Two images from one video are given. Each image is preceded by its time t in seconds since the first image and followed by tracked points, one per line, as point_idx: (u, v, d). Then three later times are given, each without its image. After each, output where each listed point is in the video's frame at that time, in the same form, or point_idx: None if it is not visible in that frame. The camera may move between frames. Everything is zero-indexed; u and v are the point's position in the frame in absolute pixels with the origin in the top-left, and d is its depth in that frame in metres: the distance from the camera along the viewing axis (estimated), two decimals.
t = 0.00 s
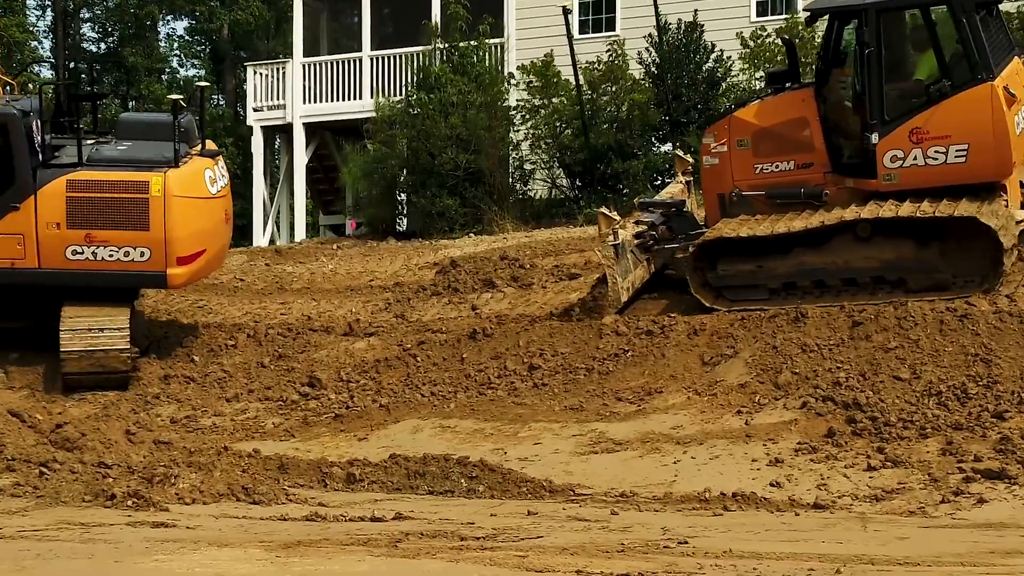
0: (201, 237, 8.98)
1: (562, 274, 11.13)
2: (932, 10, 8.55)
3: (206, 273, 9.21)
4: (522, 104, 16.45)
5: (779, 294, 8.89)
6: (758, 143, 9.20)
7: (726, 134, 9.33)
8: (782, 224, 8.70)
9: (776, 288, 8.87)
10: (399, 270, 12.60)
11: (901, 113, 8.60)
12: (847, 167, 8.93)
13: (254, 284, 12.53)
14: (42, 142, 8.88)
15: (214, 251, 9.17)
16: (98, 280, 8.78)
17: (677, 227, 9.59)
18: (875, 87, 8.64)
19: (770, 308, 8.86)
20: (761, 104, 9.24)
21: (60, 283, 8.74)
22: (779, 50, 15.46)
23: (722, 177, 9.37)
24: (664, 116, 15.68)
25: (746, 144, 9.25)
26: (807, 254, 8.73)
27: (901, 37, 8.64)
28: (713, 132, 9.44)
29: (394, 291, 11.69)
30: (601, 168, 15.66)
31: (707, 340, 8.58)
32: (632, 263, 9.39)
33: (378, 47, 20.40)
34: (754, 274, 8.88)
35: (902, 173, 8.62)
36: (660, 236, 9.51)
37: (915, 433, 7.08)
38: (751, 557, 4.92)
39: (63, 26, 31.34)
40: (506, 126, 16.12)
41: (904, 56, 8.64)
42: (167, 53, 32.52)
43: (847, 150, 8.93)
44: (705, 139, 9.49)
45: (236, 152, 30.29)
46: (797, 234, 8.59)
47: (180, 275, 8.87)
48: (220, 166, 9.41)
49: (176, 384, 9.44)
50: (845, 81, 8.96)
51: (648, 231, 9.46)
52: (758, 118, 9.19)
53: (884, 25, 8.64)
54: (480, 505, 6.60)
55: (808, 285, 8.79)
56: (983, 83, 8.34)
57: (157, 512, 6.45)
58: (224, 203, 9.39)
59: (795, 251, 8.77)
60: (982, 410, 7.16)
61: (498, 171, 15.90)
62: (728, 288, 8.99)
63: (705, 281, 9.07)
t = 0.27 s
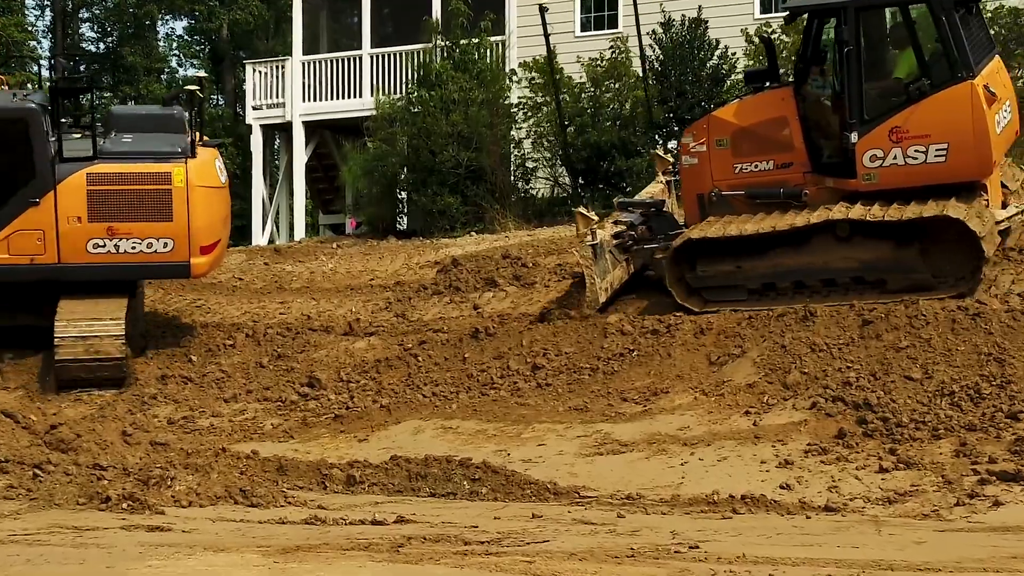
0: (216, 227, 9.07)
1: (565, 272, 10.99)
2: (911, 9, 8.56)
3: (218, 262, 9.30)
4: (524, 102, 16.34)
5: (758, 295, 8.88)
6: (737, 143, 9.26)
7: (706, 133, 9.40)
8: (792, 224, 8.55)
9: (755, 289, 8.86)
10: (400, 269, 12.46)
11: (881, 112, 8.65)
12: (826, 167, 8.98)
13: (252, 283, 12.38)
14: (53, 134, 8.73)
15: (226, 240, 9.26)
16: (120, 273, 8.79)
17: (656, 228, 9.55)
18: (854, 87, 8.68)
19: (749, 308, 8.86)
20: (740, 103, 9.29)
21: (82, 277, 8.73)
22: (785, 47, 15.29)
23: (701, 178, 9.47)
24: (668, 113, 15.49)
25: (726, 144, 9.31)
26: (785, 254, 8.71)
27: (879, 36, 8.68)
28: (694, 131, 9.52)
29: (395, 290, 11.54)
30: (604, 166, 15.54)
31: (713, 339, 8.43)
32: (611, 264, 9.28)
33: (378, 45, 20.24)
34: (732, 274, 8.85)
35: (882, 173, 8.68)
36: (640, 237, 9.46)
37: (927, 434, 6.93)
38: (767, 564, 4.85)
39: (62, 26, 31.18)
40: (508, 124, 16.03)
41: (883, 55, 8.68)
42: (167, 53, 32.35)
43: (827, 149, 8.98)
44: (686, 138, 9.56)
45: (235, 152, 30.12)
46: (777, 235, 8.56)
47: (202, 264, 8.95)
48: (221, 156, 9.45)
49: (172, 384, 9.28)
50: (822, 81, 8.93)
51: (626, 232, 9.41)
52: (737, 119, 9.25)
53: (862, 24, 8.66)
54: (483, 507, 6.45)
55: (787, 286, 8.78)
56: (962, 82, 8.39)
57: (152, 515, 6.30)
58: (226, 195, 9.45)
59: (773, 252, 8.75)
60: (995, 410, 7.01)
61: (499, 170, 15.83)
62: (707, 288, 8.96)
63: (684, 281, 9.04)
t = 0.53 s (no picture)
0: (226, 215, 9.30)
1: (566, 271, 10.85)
2: (888, 7, 8.44)
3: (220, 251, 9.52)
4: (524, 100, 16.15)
5: (735, 296, 8.78)
6: (714, 143, 9.11)
7: (682, 134, 9.25)
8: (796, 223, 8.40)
9: (732, 290, 8.75)
10: (399, 269, 12.31)
11: (858, 112, 8.50)
12: (803, 167, 8.83)
13: (250, 282, 12.24)
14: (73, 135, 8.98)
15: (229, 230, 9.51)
16: (140, 262, 8.93)
17: (633, 229, 9.68)
18: (831, 87, 8.54)
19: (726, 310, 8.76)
20: (716, 103, 9.15)
21: (103, 267, 8.86)
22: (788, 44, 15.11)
23: (678, 179, 9.31)
24: (670, 110, 15.34)
25: (703, 144, 9.16)
26: (762, 254, 8.57)
27: (857, 35, 8.54)
28: (670, 132, 9.36)
29: (394, 290, 11.40)
30: (607, 164, 15.41)
31: (719, 339, 8.27)
32: (587, 265, 9.31)
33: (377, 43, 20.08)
34: (709, 276, 8.73)
35: (860, 173, 8.53)
36: (616, 238, 9.56)
37: (939, 436, 6.77)
38: (780, 572, 4.72)
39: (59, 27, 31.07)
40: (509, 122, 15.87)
41: (861, 54, 8.55)
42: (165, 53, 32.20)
43: (805, 150, 8.83)
44: (662, 139, 9.40)
45: (235, 152, 29.97)
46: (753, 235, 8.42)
47: (218, 251, 9.16)
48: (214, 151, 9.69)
49: (169, 385, 9.13)
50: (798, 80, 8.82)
51: (603, 233, 9.50)
52: (713, 118, 9.10)
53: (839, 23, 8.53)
54: (483, 511, 6.29)
55: (764, 287, 8.69)
56: (940, 82, 8.25)
57: (145, 519, 6.15)
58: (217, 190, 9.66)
59: (750, 252, 8.61)
60: (1008, 411, 6.86)
61: (500, 169, 15.69)
62: (684, 290, 8.85)
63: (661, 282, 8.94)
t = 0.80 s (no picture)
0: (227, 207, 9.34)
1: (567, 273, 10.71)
2: (863, 9, 8.38)
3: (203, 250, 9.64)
4: (525, 100, 15.99)
5: (711, 303, 8.72)
6: (690, 147, 8.96)
7: (657, 138, 9.08)
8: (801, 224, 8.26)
9: (708, 296, 8.69)
10: (399, 272, 12.15)
11: (833, 115, 8.45)
12: (780, 171, 8.75)
13: (247, 285, 12.09)
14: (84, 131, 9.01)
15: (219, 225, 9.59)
16: (155, 256, 8.96)
17: (609, 234, 9.51)
18: (806, 90, 8.49)
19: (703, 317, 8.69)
20: (691, 107, 9.00)
21: (119, 263, 8.88)
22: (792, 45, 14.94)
23: (653, 184, 9.14)
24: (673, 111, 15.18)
25: (678, 148, 9.00)
26: (739, 260, 8.56)
27: (833, 37, 8.49)
28: (644, 136, 9.18)
29: (393, 293, 11.24)
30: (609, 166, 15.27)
31: (724, 343, 8.13)
32: (564, 270, 9.23)
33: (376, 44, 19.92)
34: (685, 282, 8.69)
35: (835, 177, 8.49)
36: (593, 243, 9.43)
37: (950, 441, 6.62)
38: None
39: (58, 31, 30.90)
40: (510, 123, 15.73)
41: (836, 57, 8.50)
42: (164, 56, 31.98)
43: (782, 154, 8.74)
44: (637, 143, 9.22)
45: (234, 157, 29.77)
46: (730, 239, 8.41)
47: (224, 242, 9.20)
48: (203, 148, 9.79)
49: (164, 390, 8.97)
50: (775, 83, 8.75)
51: (579, 238, 9.38)
52: (689, 122, 8.95)
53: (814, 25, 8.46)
54: (484, 518, 6.14)
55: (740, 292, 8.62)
56: (915, 84, 8.21)
57: (137, 526, 6.01)
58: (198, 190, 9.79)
59: (726, 258, 8.59)
60: (1021, 415, 6.71)
61: (501, 170, 15.55)
62: (660, 296, 8.79)
63: (637, 289, 8.87)
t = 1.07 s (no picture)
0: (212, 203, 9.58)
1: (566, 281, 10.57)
2: (834, 15, 8.28)
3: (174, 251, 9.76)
4: (525, 106, 15.79)
5: (686, 312, 8.63)
6: (663, 156, 8.87)
7: (630, 147, 8.99)
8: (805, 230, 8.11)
9: (682, 306, 8.60)
10: (396, 279, 12.01)
11: (805, 122, 8.32)
12: (753, 180, 8.62)
13: (244, 293, 11.94)
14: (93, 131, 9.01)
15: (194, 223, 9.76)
16: (161, 254, 9.12)
17: (584, 243, 9.38)
18: (778, 97, 8.34)
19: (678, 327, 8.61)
20: (663, 115, 8.91)
21: (127, 261, 8.97)
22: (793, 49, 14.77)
23: (626, 193, 9.06)
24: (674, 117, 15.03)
25: (651, 157, 8.92)
26: (712, 269, 8.46)
27: (805, 44, 8.36)
28: (618, 144, 9.09)
29: (391, 301, 11.09)
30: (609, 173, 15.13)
31: (727, 350, 7.97)
32: (536, 279, 9.14)
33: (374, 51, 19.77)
34: (658, 292, 8.59)
35: (808, 185, 8.34)
36: (567, 251, 9.27)
37: (959, 450, 6.46)
38: None
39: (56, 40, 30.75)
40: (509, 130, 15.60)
41: (809, 63, 8.36)
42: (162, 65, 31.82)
43: (754, 162, 8.62)
44: (610, 152, 9.13)
45: (232, 166, 29.60)
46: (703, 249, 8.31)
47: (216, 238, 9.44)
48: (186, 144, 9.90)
49: (157, 399, 8.82)
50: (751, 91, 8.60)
51: (552, 247, 9.20)
52: (661, 130, 8.86)
53: (785, 32, 8.34)
54: (483, 528, 5.98)
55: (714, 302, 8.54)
56: (888, 91, 8.09)
57: (126, 537, 5.86)
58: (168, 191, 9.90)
59: (699, 267, 8.49)
60: None
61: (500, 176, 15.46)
62: (634, 306, 8.69)
63: (611, 300, 8.77)
